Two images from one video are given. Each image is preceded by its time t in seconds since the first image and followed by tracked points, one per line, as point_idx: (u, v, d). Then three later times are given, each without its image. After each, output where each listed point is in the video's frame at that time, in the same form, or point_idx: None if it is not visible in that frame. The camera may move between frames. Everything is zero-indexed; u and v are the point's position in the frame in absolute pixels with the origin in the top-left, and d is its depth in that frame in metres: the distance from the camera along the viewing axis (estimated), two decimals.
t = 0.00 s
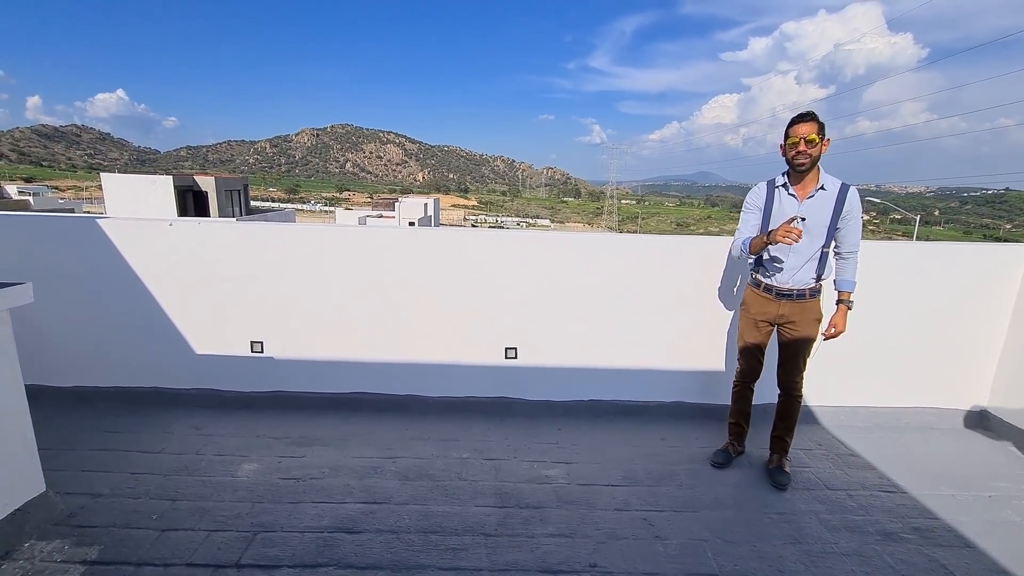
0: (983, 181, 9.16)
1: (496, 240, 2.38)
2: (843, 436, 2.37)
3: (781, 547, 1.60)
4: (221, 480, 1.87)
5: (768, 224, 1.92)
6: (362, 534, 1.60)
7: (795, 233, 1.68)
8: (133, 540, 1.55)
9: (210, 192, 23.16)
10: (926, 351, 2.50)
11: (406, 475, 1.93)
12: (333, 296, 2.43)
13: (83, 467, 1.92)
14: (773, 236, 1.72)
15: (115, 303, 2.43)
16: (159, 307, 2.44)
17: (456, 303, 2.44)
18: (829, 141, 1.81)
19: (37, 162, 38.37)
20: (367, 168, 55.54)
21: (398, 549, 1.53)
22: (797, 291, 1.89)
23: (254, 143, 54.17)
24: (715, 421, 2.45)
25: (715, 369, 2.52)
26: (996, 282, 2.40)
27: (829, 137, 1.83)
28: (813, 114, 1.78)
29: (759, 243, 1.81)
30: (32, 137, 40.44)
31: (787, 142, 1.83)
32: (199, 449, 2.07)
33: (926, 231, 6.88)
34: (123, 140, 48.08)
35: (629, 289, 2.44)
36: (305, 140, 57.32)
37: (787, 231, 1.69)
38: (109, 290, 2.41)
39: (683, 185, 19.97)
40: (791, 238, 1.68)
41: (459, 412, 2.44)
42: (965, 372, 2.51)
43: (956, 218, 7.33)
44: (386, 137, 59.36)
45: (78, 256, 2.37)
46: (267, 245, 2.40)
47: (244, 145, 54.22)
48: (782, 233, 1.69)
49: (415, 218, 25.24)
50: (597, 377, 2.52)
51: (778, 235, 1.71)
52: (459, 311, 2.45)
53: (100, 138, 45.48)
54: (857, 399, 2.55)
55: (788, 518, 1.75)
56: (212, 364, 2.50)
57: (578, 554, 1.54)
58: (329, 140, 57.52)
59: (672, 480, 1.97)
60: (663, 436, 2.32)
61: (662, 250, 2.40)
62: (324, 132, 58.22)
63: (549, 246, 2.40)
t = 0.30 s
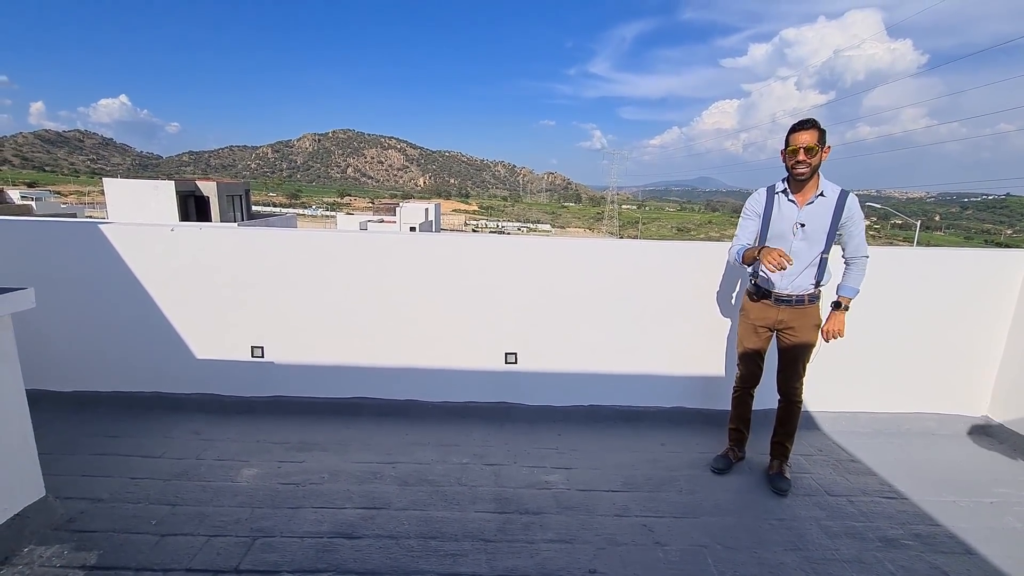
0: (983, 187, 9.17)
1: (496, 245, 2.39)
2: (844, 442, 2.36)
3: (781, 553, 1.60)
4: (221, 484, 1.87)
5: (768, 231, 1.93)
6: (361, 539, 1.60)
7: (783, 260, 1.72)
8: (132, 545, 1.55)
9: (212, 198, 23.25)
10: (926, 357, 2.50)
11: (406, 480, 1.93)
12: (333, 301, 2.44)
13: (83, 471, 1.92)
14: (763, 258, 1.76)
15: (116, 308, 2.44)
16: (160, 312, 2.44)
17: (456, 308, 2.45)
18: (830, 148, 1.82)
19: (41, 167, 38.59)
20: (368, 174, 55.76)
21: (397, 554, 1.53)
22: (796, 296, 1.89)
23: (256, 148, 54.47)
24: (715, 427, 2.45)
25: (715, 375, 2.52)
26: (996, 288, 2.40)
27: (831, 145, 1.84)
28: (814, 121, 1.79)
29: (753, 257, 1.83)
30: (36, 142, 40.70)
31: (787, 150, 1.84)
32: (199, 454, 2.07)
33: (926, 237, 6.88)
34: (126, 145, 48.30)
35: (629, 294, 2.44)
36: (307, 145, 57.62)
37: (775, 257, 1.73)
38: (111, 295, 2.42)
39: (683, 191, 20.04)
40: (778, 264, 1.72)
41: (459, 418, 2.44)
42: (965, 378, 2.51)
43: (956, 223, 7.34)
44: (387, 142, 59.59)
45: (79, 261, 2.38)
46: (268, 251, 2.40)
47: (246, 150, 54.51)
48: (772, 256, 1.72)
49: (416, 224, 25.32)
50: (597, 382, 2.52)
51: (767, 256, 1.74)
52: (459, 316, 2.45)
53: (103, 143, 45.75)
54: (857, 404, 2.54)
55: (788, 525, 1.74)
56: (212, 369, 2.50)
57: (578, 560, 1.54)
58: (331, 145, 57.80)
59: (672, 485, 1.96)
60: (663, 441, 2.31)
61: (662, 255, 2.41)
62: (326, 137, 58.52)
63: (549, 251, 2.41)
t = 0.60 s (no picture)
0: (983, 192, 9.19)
1: (496, 251, 2.40)
2: (846, 447, 2.35)
3: (783, 559, 1.59)
4: (221, 490, 1.86)
5: (769, 236, 1.93)
6: (361, 545, 1.59)
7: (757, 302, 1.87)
8: (132, 550, 1.54)
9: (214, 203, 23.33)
10: (927, 362, 2.49)
11: (406, 485, 1.93)
12: (334, 306, 2.44)
13: (84, 476, 1.92)
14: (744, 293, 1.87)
15: (118, 313, 2.44)
16: (162, 317, 2.45)
17: (456, 313, 2.45)
18: (829, 155, 1.83)
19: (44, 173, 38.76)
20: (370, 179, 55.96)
21: (398, 560, 1.53)
22: (797, 301, 1.89)
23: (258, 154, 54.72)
24: (716, 432, 2.44)
25: (716, 380, 2.51)
26: (996, 294, 2.40)
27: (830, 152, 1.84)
28: (813, 130, 1.79)
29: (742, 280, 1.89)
30: (38, 148, 40.87)
31: (786, 159, 1.85)
32: (200, 459, 2.07)
33: (927, 242, 6.89)
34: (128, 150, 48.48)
35: (629, 299, 2.44)
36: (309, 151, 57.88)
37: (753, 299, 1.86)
38: (113, 300, 2.43)
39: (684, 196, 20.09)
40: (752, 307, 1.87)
41: (460, 423, 2.44)
42: (966, 383, 2.51)
43: (957, 228, 7.34)
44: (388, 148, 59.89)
45: (81, 266, 2.39)
46: (269, 256, 2.41)
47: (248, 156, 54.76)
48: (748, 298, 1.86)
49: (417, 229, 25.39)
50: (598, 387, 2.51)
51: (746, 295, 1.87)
52: (460, 321, 2.45)
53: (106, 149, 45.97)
54: (858, 409, 2.54)
55: (790, 530, 1.74)
56: (213, 374, 2.50)
57: (579, 566, 1.53)
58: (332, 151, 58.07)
59: (673, 491, 1.96)
60: (664, 446, 2.31)
61: (663, 260, 2.41)
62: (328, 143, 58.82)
63: (549, 256, 2.41)
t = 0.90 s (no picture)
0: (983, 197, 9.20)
1: (497, 256, 2.40)
2: (847, 453, 2.35)
3: (784, 565, 1.59)
4: (221, 495, 1.86)
5: (768, 242, 1.94)
6: (362, 550, 1.59)
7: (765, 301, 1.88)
8: (132, 555, 1.54)
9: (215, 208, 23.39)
10: (927, 368, 2.50)
11: (407, 491, 1.92)
12: (335, 311, 2.45)
13: (84, 481, 1.92)
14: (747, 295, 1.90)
15: (119, 318, 2.45)
16: (163, 321, 2.45)
17: (457, 318, 2.45)
18: (828, 160, 1.84)
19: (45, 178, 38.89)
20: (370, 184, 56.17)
21: (398, 566, 1.52)
22: (797, 306, 1.90)
23: (259, 159, 54.93)
24: (717, 437, 2.44)
25: (716, 385, 2.51)
26: (996, 300, 2.41)
27: (828, 157, 1.85)
28: (810, 135, 1.80)
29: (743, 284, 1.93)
30: (41, 153, 41.06)
31: (785, 165, 1.85)
32: (200, 464, 2.07)
33: (927, 247, 6.90)
34: (130, 156, 48.64)
35: (630, 304, 2.45)
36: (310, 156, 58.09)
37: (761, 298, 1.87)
38: (115, 305, 2.43)
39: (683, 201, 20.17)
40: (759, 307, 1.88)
41: (460, 428, 2.44)
42: (966, 389, 2.50)
43: (957, 233, 7.36)
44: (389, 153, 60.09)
45: (83, 270, 2.40)
46: (271, 261, 2.42)
47: (249, 161, 54.96)
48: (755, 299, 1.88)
49: (417, 234, 25.43)
50: (598, 392, 2.51)
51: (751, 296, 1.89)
52: (461, 326, 2.46)
53: (107, 154, 46.14)
54: (859, 414, 2.53)
55: (791, 536, 1.73)
56: (213, 379, 2.50)
57: (579, 572, 1.53)
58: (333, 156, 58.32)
59: (674, 496, 1.95)
60: (665, 451, 2.30)
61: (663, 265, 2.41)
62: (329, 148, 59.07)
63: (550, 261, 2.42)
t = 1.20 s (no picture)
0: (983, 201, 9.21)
1: (496, 259, 2.41)
2: (847, 456, 2.35)
3: (784, 569, 1.58)
4: (221, 498, 1.86)
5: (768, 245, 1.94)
6: (361, 554, 1.59)
7: (805, 261, 1.73)
8: (131, 559, 1.54)
9: (216, 212, 23.44)
10: (926, 371, 2.50)
11: (406, 494, 1.92)
12: (334, 314, 2.45)
13: (84, 484, 1.92)
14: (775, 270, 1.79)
15: (120, 321, 2.45)
16: (164, 325, 2.46)
17: (456, 322, 2.46)
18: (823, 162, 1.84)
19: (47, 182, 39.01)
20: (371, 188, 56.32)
21: (398, 569, 1.52)
22: (797, 310, 1.90)
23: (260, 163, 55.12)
24: (717, 441, 2.44)
25: (716, 388, 2.51)
26: (995, 303, 2.41)
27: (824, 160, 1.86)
28: (803, 138, 1.82)
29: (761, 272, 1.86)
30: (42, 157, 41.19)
31: (781, 166, 1.87)
32: (200, 468, 2.07)
33: (927, 250, 6.91)
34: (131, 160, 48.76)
35: (630, 307, 2.45)
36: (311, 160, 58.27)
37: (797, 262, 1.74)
38: (115, 308, 2.44)
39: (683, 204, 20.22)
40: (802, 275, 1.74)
41: (461, 432, 2.44)
42: (966, 392, 2.50)
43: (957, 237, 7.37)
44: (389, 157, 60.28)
45: (84, 273, 2.40)
46: (271, 265, 2.42)
47: (250, 164, 55.14)
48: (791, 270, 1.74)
49: (418, 237, 25.47)
50: (598, 395, 2.51)
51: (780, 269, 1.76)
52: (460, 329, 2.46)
53: (109, 158, 46.30)
54: (859, 417, 2.53)
55: (791, 540, 1.73)
56: (214, 383, 2.51)
57: None
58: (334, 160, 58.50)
59: (674, 500, 1.95)
60: (665, 455, 2.30)
61: (663, 269, 2.42)
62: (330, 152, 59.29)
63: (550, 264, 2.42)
